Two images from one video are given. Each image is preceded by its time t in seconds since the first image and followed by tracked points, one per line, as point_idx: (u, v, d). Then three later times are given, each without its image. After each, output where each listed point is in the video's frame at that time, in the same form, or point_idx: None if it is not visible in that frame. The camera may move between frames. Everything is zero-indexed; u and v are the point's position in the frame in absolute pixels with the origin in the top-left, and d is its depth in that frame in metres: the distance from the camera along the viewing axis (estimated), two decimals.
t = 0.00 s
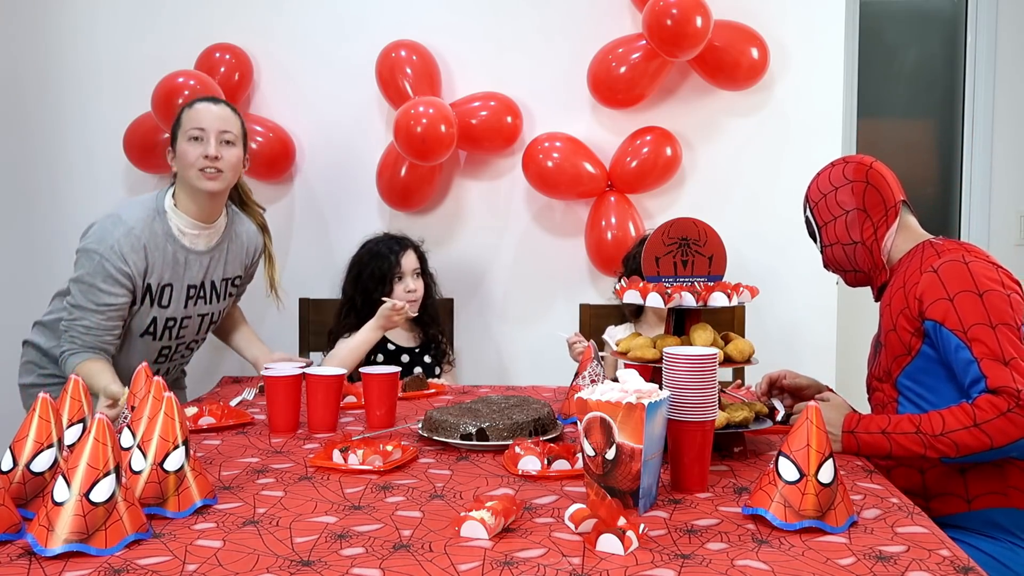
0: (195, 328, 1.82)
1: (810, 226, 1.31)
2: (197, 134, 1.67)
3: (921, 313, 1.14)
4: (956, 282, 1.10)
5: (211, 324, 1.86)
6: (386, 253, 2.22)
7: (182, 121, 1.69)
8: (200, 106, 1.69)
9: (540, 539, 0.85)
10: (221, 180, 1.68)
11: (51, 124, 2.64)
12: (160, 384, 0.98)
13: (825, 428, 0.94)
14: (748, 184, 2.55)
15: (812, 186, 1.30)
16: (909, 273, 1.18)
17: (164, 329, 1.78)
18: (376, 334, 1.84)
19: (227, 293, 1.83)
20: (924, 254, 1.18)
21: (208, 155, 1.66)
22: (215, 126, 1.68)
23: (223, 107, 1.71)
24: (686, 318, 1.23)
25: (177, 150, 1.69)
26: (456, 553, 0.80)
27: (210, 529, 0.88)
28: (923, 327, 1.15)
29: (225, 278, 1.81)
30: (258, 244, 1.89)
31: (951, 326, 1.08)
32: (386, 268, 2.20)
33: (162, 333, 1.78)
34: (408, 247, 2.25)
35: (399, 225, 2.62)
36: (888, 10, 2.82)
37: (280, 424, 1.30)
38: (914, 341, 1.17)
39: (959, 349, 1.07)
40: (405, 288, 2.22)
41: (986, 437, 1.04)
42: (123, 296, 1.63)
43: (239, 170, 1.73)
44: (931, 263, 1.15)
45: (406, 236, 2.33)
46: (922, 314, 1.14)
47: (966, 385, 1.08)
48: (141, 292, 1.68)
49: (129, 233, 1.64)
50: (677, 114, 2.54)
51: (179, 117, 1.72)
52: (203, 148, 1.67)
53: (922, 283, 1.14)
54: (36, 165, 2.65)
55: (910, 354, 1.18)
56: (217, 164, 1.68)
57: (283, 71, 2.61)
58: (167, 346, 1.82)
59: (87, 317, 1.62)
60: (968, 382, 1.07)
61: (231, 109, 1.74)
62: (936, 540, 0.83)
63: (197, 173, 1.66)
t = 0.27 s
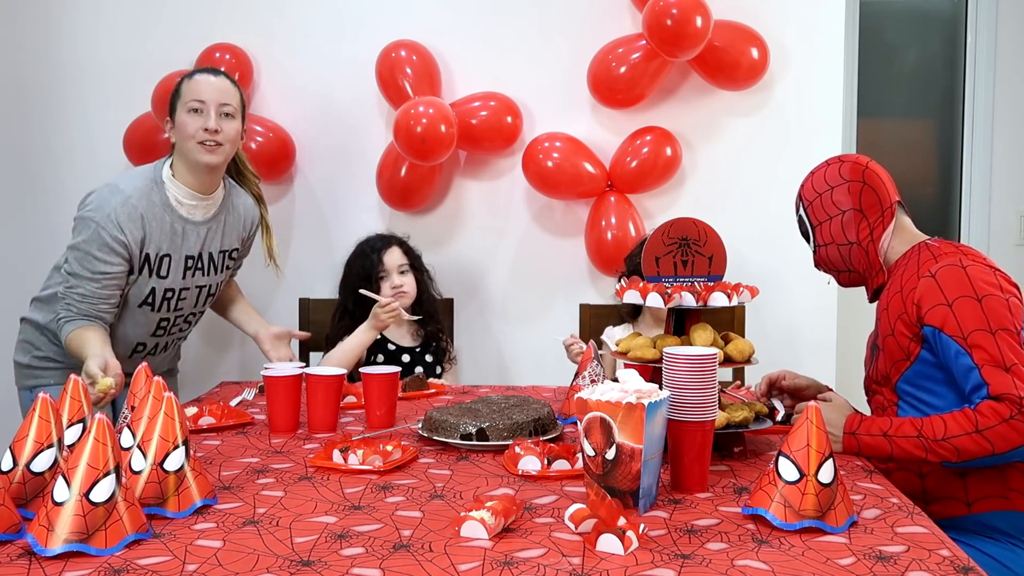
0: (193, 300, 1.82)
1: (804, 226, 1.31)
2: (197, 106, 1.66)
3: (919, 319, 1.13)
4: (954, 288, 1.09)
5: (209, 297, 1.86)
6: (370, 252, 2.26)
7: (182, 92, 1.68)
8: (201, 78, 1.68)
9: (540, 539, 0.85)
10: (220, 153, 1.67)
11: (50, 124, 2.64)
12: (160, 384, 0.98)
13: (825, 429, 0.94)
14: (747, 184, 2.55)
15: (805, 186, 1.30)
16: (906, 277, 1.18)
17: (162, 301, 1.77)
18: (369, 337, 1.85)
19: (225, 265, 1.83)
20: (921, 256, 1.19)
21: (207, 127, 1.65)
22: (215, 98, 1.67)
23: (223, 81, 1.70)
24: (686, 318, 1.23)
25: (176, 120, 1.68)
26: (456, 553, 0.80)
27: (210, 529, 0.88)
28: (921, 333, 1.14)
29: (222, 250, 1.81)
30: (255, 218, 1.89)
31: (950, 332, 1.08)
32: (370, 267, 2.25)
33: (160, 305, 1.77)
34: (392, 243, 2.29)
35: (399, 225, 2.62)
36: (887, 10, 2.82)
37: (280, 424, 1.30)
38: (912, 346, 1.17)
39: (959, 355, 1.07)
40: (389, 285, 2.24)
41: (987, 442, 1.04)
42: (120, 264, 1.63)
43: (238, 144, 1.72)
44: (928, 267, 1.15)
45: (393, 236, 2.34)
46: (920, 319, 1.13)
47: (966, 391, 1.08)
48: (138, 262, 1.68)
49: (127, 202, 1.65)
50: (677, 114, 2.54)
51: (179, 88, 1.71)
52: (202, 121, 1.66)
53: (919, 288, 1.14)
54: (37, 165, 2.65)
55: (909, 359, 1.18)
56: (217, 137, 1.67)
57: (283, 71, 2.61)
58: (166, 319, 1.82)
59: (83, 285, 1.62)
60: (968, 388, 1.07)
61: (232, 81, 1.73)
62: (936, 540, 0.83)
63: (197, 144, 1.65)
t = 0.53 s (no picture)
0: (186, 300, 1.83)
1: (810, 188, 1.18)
2: (186, 105, 1.67)
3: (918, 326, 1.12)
4: (956, 295, 1.08)
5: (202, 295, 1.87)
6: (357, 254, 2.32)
7: (170, 91, 1.68)
8: (189, 77, 1.68)
9: (540, 540, 0.85)
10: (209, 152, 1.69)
11: (50, 124, 2.64)
12: (160, 384, 0.98)
13: (825, 429, 0.94)
14: (747, 184, 2.55)
15: (823, 147, 1.17)
16: (906, 278, 1.16)
17: (156, 301, 1.77)
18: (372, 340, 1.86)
19: (215, 262, 1.84)
20: (921, 255, 1.17)
21: (197, 128, 1.66)
22: (204, 98, 1.68)
23: (212, 79, 1.70)
24: (686, 318, 1.23)
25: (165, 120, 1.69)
26: (456, 553, 0.80)
27: (210, 529, 0.88)
28: (920, 338, 1.13)
29: (212, 247, 1.81)
30: (243, 215, 1.90)
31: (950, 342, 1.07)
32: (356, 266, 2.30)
33: (154, 304, 1.78)
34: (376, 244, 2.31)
35: (399, 226, 2.62)
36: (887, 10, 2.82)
37: (280, 424, 1.30)
38: (909, 350, 1.16)
39: (959, 365, 1.06)
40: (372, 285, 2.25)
41: (984, 456, 1.04)
42: (117, 265, 1.63)
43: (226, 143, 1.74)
44: (929, 271, 1.13)
45: (385, 237, 2.36)
46: (920, 325, 1.12)
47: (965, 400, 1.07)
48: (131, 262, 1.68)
49: (117, 203, 1.65)
50: (677, 114, 2.54)
51: (166, 86, 1.71)
52: (192, 121, 1.67)
53: (920, 292, 1.12)
54: (37, 165, 2.65)
55: (904, 362, 1.18)
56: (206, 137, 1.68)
57: (283, 71, 2.61)
58: (161, 318, 1.82)
59: (86, 290, 1.61)
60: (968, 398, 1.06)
61: (220, 80, 1.73)
62: (936, 540, 0.83)
63: (185, 144, 1.66)
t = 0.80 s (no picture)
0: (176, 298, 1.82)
1: (847, 167, 1.16)
2: (172, 100, 1.67)
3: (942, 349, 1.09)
4: (983, 327, 1.05)
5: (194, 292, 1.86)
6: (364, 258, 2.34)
7: (156, 87, 1.69)
8: (175, 73, 1.68)
9: (540, 539, 0.85)
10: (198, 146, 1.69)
11: (51, 124, 2.64)
12: (160, 384, 0.98)
13: (825, 429, 0.94)
14: (747, 184, 2.55)
15: (867, 129, 1.15)
16: (931, 296, 1.13)
17: (146, 297, 1.77)
18: (383, 347, 1.89)
19: (206, 259, 1.83)
20: (947, 270, 1.13)
21: (184, 122, 1.66)
22: (190, 92, 1.68)
23: (197, 75, 1.71)
24: (686, 318, 1.23)
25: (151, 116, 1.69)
26: (456, 553, 0.80)
27: (210, 529, 0.88)
28: (939, 362, 1.11)
29: (202, 244, 1.81)
30: (233, 211, 1.89)
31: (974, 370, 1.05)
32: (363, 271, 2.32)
33: (144, 301, 1.77)
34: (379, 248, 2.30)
35: (399, 226, 2.62)
36: (887, 10, 2.90)
37: (280, 424, 1.30)
38: (925, 370, 1.14)
39: (976, 400, 1.05)
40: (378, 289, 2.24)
41: (983, 492, 1.03)
42: (103, 261, 1.63)
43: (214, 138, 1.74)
44: (956, 295, 1.10)
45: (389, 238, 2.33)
46: (941, 349, 1.10)
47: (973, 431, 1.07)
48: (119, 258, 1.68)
49: (105, 199, 1.65)
50: (677, 114, 2.54)
51: (152, 83, 1.71)
52: (179, 116, 1.67)
53: (945, 315, 1.09)
54: (37, 165, 2.65)
55: (919, 381, 1.15)
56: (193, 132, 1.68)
57: (283, 71, 2.61)
58: (151, 316, 1.81)
59: (69, 286, 1.60)
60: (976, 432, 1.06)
61: (205, 76, 1.73)
62: (936, 540, 0.83)
63: (173, 139, 1.66)
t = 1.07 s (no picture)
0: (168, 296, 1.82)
1: (864, 169, 1.15)
2: (166, 97, 1.67)
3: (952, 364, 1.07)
4: (991, 347, 1.02)
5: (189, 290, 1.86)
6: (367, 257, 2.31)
7: (149, 83, 1.69)
8: (168, 70, 1.69)
9: (540, 539, 0.85)
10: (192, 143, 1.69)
11: (51, 124, 2.64)
12: (160, 384, 0.98)
13: (825, 429, 0.94)
14: (747, 184, 2.55)
15: (887, 130, 1.13)
16: (948, 310, 1.11)
17: (140, 295, 1.77)
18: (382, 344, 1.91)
19: (201, 257, 1.84)
20: (963, 283, 1.11)
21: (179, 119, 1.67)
22: (184, 89, 1.68)
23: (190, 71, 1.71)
24: (686, 318, 1.23)
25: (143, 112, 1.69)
26: (456, 553, 0.80)
27: (210, 528, 0.88)
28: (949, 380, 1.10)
29: (196, 242, 1.81)
30: (229, 209, 1.89)
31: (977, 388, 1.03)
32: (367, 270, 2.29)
33: (137, 299, 1.77)
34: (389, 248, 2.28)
35: (400, 226, 2.62)
36: (888, 10, 2.89)
37: (280, 424, 1.30)
38: (936, 387, 1.13)
39: (975, 421, 1.04)
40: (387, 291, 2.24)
41: (967, 512, 1.02)
42: (89, 257, 1.64)
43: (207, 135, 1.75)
44: (971, 312, 1.08)
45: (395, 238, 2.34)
46: (950, 365, 1.08)
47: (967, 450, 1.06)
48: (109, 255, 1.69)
49: (95, 195, 1.66)
50: (677, 114, 2.54)
51: (145, 80, 1.71)
52: (173, 112, 1.67)
53: (956, 332, 1.07)
54: (37, 165, 2.65)
55: (929, 397, 1.15)
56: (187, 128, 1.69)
57: (283, 72, 2.61)
58: (146, 314, 1.81)
59: (52, 280, 1.62)
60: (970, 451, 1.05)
61: (199, 73, 1.74)
62: (936, 540, 0.83)
63: (166, 136, 1.66)
